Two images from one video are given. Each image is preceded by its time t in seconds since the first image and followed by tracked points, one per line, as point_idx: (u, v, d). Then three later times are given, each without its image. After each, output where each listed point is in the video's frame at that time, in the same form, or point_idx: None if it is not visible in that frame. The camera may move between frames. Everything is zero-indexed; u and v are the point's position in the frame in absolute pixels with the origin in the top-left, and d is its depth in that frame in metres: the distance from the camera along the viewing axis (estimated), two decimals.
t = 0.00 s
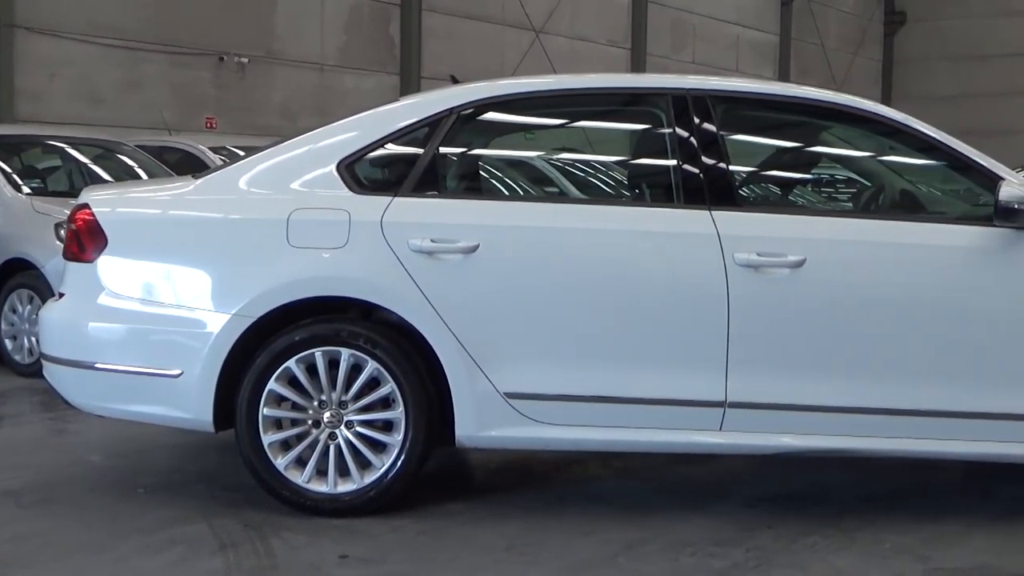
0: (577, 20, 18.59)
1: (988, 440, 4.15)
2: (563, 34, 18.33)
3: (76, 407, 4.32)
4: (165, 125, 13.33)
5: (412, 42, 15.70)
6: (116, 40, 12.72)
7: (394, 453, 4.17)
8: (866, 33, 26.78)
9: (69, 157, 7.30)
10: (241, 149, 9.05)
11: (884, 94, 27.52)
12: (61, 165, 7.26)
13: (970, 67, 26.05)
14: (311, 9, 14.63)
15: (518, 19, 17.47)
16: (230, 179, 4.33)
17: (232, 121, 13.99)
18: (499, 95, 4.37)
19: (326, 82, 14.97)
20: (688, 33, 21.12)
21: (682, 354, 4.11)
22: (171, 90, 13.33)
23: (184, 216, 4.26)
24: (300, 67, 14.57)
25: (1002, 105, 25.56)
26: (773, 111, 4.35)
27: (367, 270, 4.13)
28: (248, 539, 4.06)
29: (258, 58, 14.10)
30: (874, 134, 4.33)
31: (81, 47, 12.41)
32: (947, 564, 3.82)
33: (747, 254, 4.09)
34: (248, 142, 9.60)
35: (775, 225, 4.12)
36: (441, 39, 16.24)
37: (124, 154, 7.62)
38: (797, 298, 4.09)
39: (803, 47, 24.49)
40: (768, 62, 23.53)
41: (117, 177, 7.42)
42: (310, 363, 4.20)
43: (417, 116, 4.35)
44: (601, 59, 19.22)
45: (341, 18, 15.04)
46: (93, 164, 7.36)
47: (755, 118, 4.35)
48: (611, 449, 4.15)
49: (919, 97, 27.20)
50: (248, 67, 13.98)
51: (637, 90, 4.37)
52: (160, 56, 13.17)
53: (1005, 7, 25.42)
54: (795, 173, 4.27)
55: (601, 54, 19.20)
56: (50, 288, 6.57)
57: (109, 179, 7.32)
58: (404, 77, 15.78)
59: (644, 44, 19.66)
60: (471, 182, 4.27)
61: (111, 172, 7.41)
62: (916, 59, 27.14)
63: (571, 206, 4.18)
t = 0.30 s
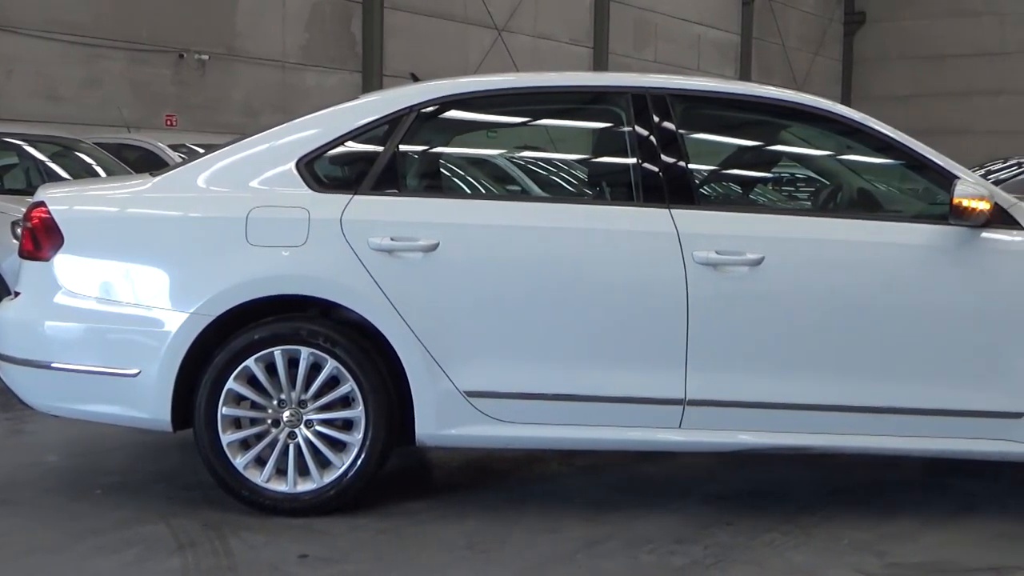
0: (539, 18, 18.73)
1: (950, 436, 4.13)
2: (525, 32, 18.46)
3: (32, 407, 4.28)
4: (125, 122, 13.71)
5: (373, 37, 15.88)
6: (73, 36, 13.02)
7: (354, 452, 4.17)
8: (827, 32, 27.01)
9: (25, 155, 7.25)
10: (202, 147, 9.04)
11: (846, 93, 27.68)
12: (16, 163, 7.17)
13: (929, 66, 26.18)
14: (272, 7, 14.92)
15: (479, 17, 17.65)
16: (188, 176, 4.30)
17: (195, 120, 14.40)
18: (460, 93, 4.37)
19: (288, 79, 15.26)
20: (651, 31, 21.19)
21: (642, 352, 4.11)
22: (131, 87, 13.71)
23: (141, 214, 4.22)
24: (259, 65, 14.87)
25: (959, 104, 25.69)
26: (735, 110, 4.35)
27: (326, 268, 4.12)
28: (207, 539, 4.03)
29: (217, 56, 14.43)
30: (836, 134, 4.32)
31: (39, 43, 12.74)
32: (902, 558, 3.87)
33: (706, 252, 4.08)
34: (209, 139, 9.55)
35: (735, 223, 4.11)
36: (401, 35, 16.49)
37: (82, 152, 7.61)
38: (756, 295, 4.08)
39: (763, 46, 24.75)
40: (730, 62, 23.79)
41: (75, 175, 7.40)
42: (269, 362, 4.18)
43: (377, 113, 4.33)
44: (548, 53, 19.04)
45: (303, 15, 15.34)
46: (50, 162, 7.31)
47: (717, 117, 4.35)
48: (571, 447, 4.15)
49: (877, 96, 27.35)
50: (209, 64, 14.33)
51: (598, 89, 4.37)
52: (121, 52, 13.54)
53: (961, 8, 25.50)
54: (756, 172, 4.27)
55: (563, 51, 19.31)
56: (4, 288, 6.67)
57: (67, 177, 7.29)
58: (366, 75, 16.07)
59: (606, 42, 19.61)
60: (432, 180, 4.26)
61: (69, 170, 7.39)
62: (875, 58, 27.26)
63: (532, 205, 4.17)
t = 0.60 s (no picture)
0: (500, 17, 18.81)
1: (913, 433, 4.08)
2: (486, 31, 18.58)
3: None
4: (81, 119, 13.79)
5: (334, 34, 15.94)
6: (28, 33, 13.09)
7: (313, 451, 4.16)
8: (785, 32, 27.21)
9: None
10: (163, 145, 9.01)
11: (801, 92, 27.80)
12: None
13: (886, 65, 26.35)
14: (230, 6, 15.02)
15: (439, 15, 17.74)
16: (144, 174, 4.27)
17: (154, 117, 14.53)
18: (420, 90, 4.36)
19: (248, 76, 15.37)
20: (612, 28, 21.25)
21: (600, 349, 4.10)
22: (88, 83, 13.78)
23: (96, 211, 4.18)
24: (219, 62, 14.96)
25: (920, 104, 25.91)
26: (694, 109, 4.36)
27: (285, 267, 4.10)
28: (164, 540, 4.01)
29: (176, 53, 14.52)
30: (793, 133, 4.34)
31: None
32: (858, 553, 3.90)
33: (664, 250, 4.07)
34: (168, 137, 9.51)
35: (693, 221, 4.11)
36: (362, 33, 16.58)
37: (39, 151, 7.57)
38: (714, 293, 4.07)
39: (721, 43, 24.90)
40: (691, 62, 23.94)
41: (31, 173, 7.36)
42: (227, 361, 4.15)
43: (336, 111, 4.32)
44: (508, 55, 19.15)
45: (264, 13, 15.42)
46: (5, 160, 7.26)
47: (677, 115, 4.35)
48: (531, 445, 4.16)
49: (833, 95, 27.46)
50: (167, 62, 14.43)
51: (558, 87, 4.37)
52: (77, 48, 13.59)
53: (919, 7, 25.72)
54: (716, 170, 4.26)
55: (525, 49, 19.40)
56: None
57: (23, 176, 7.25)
58: (327, 71, 16.11)
59: (566, 39, 19.61)
60: (391, 178, 4.25)
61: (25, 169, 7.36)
62: (834, 58, 27.40)
63: (492, 203, 4.17)
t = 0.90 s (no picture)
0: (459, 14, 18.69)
1: (868, 428, 4.10)
2: (446, 27, 18.45)
3: None
4: (35, 115, 13.49)
5: (292, 30, 15.79)
6: None
7: (271, 450, 4.14)
8: (741, 33, 26.75)
9: None
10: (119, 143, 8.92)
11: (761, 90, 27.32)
12: None
13: (842, 64, 26.02)
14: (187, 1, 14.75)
15: (400, 11, 17.61)
16: (99, 171, 4.23)
17: (108, 113, 14.23)
18: (377, 87, 4.35)
19: (205, 74, 15.12)
20: (571, 26, 21.24)
21: (558, 346, 4.11)
22: (43, 79, 13.50)
23: (50, 209, 4.14)
24: (178, 58, 14.75)
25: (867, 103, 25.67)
26: (653, 106, 4.37)
27: (241, 264, 4.07)
28: (120, 540, 3.98)
29: (133, 49, 14.27)
30: (752, 130, 4.36)
31: None
32: (813, 547, 3.93)
33: (622, 246, 4.08)
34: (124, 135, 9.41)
35: (650, 218, 4.12)
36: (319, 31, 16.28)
37: None
38: (671, 289, 4.08)
39: (681, 41, 24.68)
40: (650, 60, 23.88)
41: None
42: (184, 360, 4.13)
43: (293, 108, 4.30)
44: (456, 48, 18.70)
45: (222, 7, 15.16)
46: None
47: (635, 112, 4.36)
48: (490, 442, 4.16)
49: (790, 94, 26.99)
50: (123, 58, 14.17)
51: (516, 84, 4.37)
52: (31, 45, 13.30)
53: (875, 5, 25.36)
54: (675, 166, 4.28)
55: (485, 48, 19.32)
56: None
57: None
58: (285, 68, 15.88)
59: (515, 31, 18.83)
60: (349, 175, 4.24)
61: None
62: (788, 56, 27.04)
63: (451, 200, 4.16)
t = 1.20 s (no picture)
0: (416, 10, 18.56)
1: (823, 423, 4.13)
2: (405, 24, 18.28)
3: None
4: None
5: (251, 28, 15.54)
6: None
7: (226, 448, 4.12)
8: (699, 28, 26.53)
9: None
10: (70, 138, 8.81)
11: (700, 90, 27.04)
12: None
13: (801, 63, 25.99)
14: None
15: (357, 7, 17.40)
16: (51, 168, 4.18)
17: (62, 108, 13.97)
18: (334, 84, 4.33)
19: (161, 70, 14.81)
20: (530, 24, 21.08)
21: (514, 343, 4.11)
22: None
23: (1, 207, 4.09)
24: (133, 54, 14.49)
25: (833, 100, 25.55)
26: (610, 103, 4.38)
27: (196, 262, 4.04)
28: (74, 540, 3.94)
29: (87, 45, 13.99)
30: (709, 127, 4.37)
31: None
32: (768, 542, 3.96)
33: (579, 243, 4.09)
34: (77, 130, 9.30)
35: (607, 215, 4.13)
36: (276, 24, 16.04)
37: None
38: (628, 286, 4.09)
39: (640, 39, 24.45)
40: (609, 55, 23.78)
41: None
42: (138, 358, 4.09)
43: (249, 104, 4.27)
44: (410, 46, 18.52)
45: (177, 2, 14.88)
46: None
47: (592, 109, 4.37)
48: (447, 439, 4.16)
49: (752, 92, 26.93)
50: (78, 54, 13.91)
51: (473, 81, 4.36)
52: None
53: (838, 7, 25.34)
54: (634, 164, 4.29)
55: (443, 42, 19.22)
56: None
57: None
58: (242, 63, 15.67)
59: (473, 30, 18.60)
60: (306, 172, 4.22)
61: None
62: (749, 55, 27.05)
63: (409, 197, 4.15)
